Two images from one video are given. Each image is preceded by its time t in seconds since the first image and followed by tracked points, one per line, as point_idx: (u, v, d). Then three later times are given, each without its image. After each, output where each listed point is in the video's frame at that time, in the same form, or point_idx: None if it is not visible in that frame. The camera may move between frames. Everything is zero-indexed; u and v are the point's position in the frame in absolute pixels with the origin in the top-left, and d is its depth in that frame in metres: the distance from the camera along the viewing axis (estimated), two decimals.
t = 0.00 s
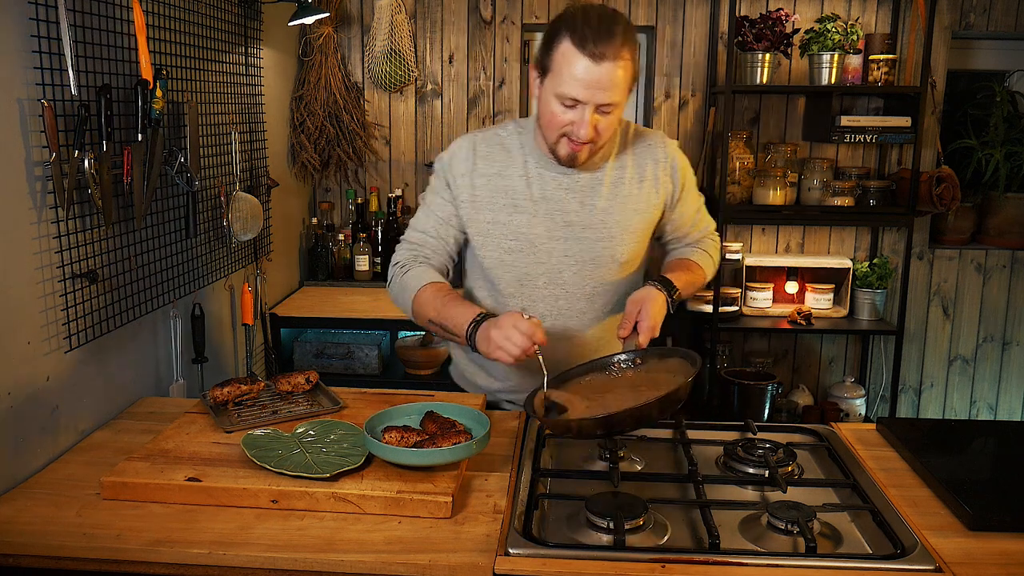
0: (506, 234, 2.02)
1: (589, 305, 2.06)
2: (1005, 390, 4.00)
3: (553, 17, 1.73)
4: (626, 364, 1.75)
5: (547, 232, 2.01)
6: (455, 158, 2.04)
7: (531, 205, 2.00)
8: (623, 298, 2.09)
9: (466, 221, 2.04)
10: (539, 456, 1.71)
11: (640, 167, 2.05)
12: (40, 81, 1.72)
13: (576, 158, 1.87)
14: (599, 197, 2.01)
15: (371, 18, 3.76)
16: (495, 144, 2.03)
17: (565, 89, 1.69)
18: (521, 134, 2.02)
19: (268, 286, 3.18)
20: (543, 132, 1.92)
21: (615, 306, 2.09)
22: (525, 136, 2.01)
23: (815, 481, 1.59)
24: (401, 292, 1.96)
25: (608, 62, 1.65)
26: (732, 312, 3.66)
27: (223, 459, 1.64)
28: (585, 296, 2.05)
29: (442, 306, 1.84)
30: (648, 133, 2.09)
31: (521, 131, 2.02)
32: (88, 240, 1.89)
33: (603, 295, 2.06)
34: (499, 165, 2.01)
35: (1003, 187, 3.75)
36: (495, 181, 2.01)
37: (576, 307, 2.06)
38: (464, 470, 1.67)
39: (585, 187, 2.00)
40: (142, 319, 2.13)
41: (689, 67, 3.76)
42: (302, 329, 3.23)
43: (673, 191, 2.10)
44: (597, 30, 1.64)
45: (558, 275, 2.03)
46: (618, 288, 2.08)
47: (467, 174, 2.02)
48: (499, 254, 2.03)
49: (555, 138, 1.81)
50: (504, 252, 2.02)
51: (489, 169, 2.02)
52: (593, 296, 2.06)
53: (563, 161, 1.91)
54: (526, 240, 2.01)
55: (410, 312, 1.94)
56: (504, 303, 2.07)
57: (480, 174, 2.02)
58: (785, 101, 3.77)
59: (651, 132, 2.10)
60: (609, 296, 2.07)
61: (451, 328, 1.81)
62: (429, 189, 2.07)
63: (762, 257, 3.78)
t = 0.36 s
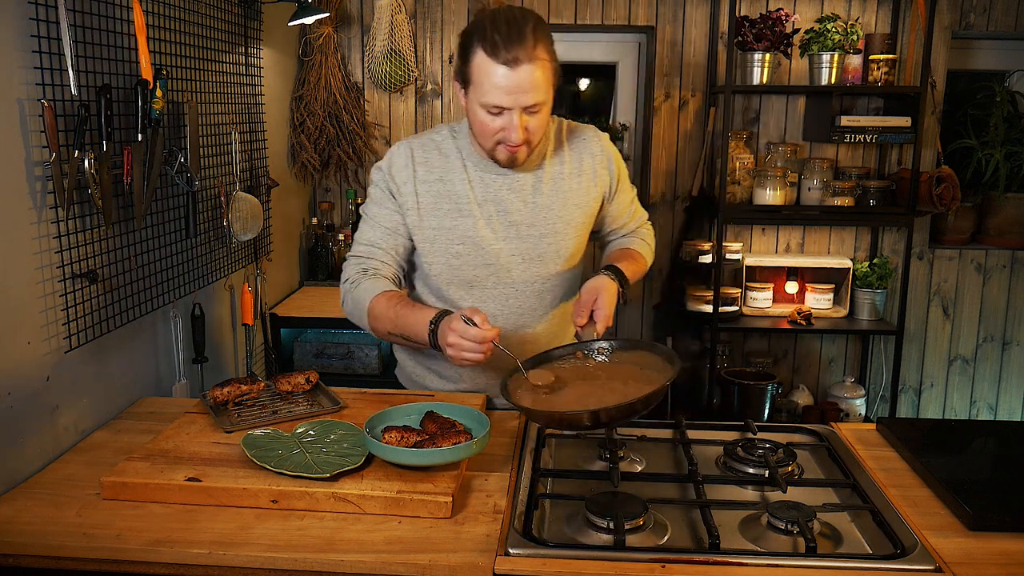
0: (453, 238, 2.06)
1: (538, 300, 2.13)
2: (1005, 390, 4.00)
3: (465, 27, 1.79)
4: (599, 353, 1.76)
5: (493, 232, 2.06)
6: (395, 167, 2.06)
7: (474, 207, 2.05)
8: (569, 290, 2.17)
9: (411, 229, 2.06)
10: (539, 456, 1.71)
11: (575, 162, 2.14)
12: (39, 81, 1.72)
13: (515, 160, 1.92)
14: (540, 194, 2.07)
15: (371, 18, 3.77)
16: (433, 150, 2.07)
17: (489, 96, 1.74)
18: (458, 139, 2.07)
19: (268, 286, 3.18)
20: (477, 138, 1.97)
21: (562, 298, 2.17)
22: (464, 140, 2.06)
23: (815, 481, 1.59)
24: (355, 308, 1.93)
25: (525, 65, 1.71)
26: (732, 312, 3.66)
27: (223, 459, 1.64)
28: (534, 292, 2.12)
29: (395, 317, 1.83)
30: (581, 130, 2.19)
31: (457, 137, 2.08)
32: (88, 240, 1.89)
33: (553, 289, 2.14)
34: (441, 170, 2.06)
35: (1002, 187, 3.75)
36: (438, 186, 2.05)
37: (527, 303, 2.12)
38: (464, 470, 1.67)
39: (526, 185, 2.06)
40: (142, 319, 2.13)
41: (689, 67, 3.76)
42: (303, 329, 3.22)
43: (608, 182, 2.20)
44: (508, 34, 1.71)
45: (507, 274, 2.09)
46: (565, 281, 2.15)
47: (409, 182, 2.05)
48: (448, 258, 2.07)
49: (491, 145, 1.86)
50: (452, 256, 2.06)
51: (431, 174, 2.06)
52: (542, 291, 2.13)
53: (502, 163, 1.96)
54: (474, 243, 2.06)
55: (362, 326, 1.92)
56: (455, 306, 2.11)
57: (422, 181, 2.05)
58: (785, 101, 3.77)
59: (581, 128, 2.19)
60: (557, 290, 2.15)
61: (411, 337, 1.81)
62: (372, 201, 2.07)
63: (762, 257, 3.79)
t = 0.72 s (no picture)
0: (432, 236, 2.08)
1: (518, 300, 2.14)
2: (1005, 390, 4.00)
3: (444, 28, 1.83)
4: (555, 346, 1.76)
5: (471, 231, 2.09)
6: (378, 164, 2.10)
7: (454, 205, 2.08)
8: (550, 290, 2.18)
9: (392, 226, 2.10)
10: (539, 456, 1.71)
11: (557, 162, 2.14)
12: (40, 81, 1.72)
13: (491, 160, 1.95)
14: (519, 194, 2.09)
15: (371, 18, 3.77)
16: (415, 148, 2.10)
17: (464, 97, 1.77)
18: (441, 137, 2.10)
19: (268, 286, 3.18)
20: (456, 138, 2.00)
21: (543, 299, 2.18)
22: (446, 139, 2.09)
23: (815, 481, 1.59)
24: (332, 301, 1.97)
25: (499, 66, 1.74)
26: (732, 312, 3.66)
27: (223, 459, 1.64)
28: (513, 292, 2.13)
29: (366, 305, 1.86)
30: (564, 131, 2.19)
31: (440, 135, 2.11)
32: (88, 240, 1.89)
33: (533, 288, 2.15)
34: (422, 168, 2.08)
35: (1002, 187, 3.75)
36: (419, 184, 2.08)
37: (505, 303, 2.13)
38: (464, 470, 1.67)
39: (505, 185, 2.09)
40: (141, 319, 2.13)
41: (689, 67, 3.76)
42: (303, 329, 3.22)
43: (589, 184, 2.20)
44: (482, 37, 1.74)
45: (485, 273, 2.10)
46: (545, 281, 2.16)
47: (391, 179, 2.08)
48: (427, 255, 2.10)
49: (468, 145, 1.89)
50: (431, 254, 2.09)
51: (412, 173, 2.08)
52: (521, 291, 2.14)
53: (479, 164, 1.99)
54: (453, 241, 2.08)
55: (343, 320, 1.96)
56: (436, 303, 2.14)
57: (403, 179, 2.08)
58: (786, 101, 3.77)
59: (565, 128, 2.20)
60: (537, 290, 2.16)
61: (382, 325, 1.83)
62: (355, 197, 2.11)
63: (762, 257, 3.79)
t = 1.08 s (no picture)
0: (424, 231, 2.10)
1: (509, 297, 2.14)
2: (1005, 390, 4.00)
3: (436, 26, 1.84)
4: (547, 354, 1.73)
5: (463, 227, 2.10)
6: (374, 159, 2.12)
7: (446, 201, 2.09)
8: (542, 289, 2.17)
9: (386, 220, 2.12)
10: (539, 456, 1.71)
11: (550, 160, 2.14)
12: (40, 81, 1.72)
13: (476, 159, 1.95)
14: (511, 191, 2.10)
15: (371, 18, 3.77)
16: (410, 144, 2.12)
17: (451, 94, 1.78)
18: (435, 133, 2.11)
19: (268, 286, 3.18)
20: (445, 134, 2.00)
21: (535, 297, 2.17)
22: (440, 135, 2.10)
23: (815, 481, 1.59)
24: (318, 285, 1.99)
25: (486, 65, 1.74)
26: (732, 312, 3.66)
27: (223, 459, 1.64)
28: (505, 289, 2.13)
29: (343, 284, 1.87)
30: (559, 128, 2.18)
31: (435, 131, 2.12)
32: (89, 240, 1.89)
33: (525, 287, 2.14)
34: (416, 164, 2.10)
35: (1002, 187, 3.75)
36: (412, 179, 2.09)
37: (497, 300, 2.13)
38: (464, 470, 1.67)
39: (497, 182, 2.09)
40: (141, 319, 2.13)
41: (689, 67, 3.75)
42: (303, 329, 3.22)
43: (583, 182, 2.19)
44: (471, 35, 1.74)
45: (476, 269, 2.11)
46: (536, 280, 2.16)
47: (384, 174, 2.11)
48: (419, 251, 2.11)
49: (452, 141, 1.89)
50: (423, 249, 2.11)
51: (406, 168, 2.10)
52: (513, 288, 2.13)
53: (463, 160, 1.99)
54: (444, 236, 2.09)
55: (328, 305, 1.97)
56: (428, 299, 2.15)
57: (397, 174, 2.10)
58: (786, 101, 3.77)
59: (560, 126, 2.19)
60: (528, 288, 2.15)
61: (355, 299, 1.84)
62: (351, 191, 2.14)
63: (762, 258, 3.79)
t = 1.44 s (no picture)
0: (421, 240, 2.10)
1: (508, 302, 2.15)
2: (1005, 390, 4.00)
3: (432, 40, 1.83)
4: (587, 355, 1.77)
5: (460, 234, 2.09)
6: (369, 169, 2.12)
7: (442, 209, 2.09)
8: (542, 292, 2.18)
9: (383, 230, 2.13)
10: (539, 456, 1.71)
11: (547, 165, 2.13)
12: (40, 81, 1.73)
13: (465, 174, 1.95)
14: (507, 197, 2.09)
15: (371, 18, 3.77)
16: (404, 152, 2.12)
17: (443, 112, 1.77)
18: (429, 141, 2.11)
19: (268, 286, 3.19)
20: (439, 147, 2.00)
21: (534, 301, 2.18)
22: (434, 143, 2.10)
23: (815, 481, 1.59)
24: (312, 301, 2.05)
25: (479, 87, 1.73)
26: (732, 312, 3.66)
27: (223, 459, 1.64)
28: (505, 294, 2.14)
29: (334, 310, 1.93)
30: (556, 133, 2.17)
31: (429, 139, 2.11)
32: (89, 240, 1.89)
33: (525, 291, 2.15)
34: (410, 173, 2.10)
35: (1003, 187, 3.75)
36: (407, 189, 2.09)
37: (496, 305, 2.14)
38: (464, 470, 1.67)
39: (493, 189, 2.08)
40: (141, 319, 2.13)
41: (690, 67, 3.75)
42: (303, 329, 3.22)
43: (582, 186, 2.18)
44: (465, 55, 1.73)
45: (475, 275, 2.12)
46: (536, 284, 2.16)
47: (379, 184, 2.11)
48: (417, 259, 2.12)
49: (444, 155, 1.89)
50: (421, 257, 2.12)
51: (400, 177, 2.10)
52: (513, 293, 2.14)
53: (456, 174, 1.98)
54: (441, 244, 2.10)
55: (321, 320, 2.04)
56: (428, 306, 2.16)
57: (392, 184, 2.10)
58: (786, 101, 3.77)
59: (557, 129, 2.18)
60: (527, 292, 2.16)
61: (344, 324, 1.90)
62: (347, 201, 2.16)
63: (762, 258, 3.79)
